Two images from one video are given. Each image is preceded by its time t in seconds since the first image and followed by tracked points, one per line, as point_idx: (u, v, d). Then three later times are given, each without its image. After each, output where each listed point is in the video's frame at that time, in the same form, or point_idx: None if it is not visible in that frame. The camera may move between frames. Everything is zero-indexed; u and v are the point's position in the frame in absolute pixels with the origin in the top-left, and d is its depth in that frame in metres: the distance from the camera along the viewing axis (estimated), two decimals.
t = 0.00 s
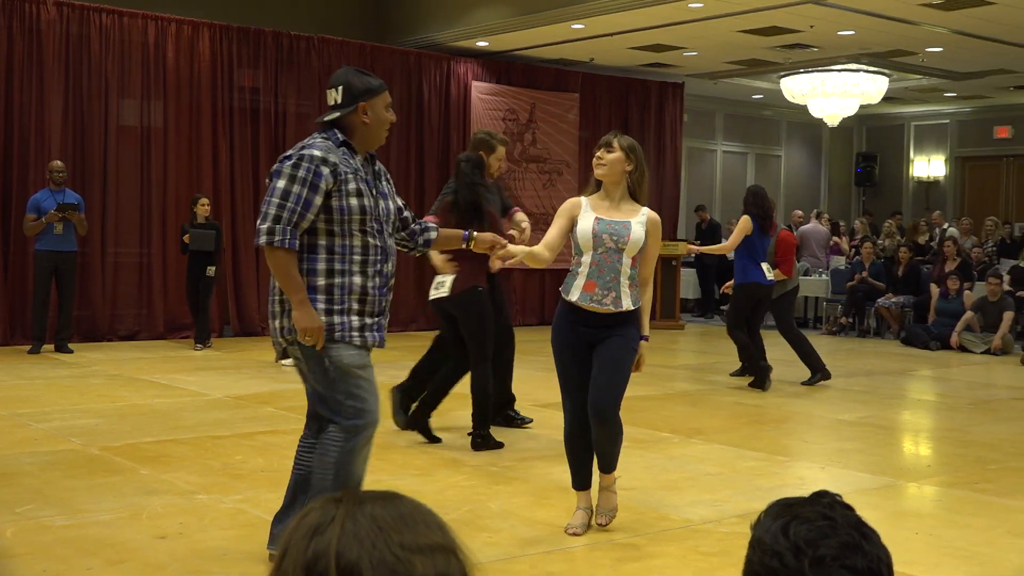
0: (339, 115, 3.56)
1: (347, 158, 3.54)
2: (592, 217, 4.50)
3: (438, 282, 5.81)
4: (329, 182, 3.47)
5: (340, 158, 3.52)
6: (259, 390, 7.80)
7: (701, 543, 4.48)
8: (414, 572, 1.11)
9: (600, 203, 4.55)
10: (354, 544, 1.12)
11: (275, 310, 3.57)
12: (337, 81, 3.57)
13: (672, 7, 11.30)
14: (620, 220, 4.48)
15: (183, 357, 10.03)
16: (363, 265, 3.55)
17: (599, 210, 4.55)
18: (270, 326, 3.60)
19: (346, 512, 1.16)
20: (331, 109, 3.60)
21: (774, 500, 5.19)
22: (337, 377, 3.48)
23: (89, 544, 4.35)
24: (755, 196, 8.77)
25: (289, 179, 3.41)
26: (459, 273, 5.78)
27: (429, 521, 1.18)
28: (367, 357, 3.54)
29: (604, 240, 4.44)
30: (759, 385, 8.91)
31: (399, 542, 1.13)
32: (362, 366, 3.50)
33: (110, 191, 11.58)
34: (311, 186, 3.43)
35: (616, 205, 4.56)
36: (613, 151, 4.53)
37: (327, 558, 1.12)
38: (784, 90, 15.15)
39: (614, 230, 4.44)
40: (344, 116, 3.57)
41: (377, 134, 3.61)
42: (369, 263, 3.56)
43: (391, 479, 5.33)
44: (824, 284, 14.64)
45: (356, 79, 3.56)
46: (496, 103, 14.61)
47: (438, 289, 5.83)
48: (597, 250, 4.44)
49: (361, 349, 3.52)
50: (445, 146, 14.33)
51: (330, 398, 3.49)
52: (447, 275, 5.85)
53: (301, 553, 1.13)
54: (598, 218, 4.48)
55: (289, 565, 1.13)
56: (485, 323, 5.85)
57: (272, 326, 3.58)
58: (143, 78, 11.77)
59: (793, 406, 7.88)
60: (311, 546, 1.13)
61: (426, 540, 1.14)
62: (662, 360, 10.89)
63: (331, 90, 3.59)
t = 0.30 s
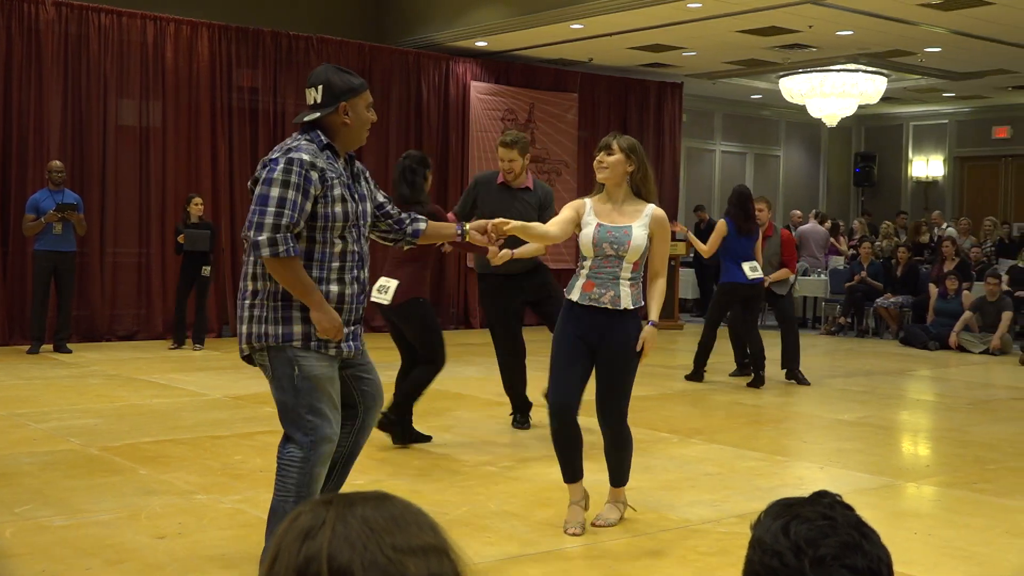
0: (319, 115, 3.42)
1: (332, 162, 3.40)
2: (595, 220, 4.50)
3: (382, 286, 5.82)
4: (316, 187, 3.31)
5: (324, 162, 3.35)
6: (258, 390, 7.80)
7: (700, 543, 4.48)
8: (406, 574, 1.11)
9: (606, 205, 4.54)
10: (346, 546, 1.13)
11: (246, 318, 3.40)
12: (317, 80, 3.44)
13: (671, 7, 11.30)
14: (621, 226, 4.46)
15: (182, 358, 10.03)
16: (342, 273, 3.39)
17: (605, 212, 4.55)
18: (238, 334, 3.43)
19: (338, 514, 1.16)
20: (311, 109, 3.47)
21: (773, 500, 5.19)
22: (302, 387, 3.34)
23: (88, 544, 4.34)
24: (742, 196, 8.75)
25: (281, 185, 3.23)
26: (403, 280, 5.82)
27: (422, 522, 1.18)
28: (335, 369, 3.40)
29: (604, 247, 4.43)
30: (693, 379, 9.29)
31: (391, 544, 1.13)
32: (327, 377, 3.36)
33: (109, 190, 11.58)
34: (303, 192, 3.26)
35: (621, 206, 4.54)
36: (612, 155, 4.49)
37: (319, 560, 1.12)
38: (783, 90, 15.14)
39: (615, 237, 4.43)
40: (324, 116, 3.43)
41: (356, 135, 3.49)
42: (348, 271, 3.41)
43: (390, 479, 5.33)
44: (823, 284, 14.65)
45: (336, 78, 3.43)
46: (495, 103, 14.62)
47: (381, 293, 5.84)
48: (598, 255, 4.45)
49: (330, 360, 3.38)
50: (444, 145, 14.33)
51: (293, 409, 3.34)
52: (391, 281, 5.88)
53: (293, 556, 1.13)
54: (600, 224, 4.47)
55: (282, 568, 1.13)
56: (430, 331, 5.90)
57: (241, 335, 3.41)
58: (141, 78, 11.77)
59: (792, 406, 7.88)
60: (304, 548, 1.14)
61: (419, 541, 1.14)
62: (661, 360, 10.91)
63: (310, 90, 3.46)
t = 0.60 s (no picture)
0: (315, 114, 3.42)
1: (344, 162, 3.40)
2: (567, 222, 4.44)
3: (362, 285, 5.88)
4: (342, 191, 3.32)
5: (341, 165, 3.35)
6: (257, 390, 7.81)
7: (700, 543, 4.48)
8: (416, 572, 1.11)
9: (578, 206, 4.49)
10: (356, 543, 1.13)
11: (263, 319, 3.35)
12: (312, 79, 3.44)
13: (670, 7, 11.30)
14: (593, 226, 4.39)
15: (182, 357, 10.03)
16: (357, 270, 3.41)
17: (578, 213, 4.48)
18: (252, 335, 3.37)
19: (348, 511, 1.16)
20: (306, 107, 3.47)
21: (772, 500, 5.19)
22: (323, 388, 3.36)
23: (87, 544, 4.34)
24: (725, 194, 8.88)
25: (321, 191, 3.23)
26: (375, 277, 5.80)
27: (431, 520, 1.18)
28: (348, 369, 3.45)
29: (575, 249, 4.37)
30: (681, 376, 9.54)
31: (401, 542, 1.13)
32: (347, 377, 3.40)
33: (109, 190, 11.58)
34: (338, 193, 3.27)
35: (594, 206, 4.48)
36: (582, 155, 4.49)
37: (330, 557, 1.13)
38: (783, 90, 15.15)
39: (586, 238, 4.36)
40: (319, 115, 3.43)
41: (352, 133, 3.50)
42: (361, 268, 3.42)
43: (389, 479, 5.33)
44: (823, 283, 14.64)
45: (332, 76, 3.43)
46: (494, 103, 14.62)
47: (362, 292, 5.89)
48: (569, 258, 4.39)
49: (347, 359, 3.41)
50: (444, 145, 14.32)
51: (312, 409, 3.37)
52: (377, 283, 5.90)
53: (304, 552, 1.14)
54: (571, 224, 4.41)
55: (291, 566, 1.13)
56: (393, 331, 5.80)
57: (257, 336, 3.36)
58: (140, 78, 11.76)
59: (790, 406, 7.88)
60: (314, 546, 1.14)
61: (429, 540, 1.14)
62: (660, 360, 10.91)
63: (306, 88, 3.46)
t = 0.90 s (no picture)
0: (333, 117, 3.56)
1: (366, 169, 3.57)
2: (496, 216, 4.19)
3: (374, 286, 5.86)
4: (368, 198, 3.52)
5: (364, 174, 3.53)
6: (255, 390, 7.81)
7: (699, 543, 4.48)
8: (417, 572, 1.11)
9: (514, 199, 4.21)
10: (357, 543, 1.13)
11: (290, 316, 3.53)
12: (334, 84, 3.59)
13: (670, 7, 11.31)
14: (509, 217, 4.11)
15: (181, 358, 10.03)
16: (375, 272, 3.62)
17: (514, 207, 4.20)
18: (280, 331, 3.55)
19: (350, 512, 1.16)
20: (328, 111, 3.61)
21: (771, 501, 5.20)
22: (357, 372, 3.52)
23: (86, 544, 4.34)
24: (711, 194, 9.00)
25: (352, 200, 3.42)
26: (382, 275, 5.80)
27: (431, 520, 1.18)
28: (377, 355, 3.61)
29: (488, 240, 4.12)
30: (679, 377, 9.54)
31: (403, 542, 1.13)
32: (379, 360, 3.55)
33: (108, 190, 11.57)
34: (366, 201, 3.47)
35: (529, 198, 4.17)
36: (518, 149, 4.21)
37: (330, 556, 1.12)
38: (782, 90, 15.16)
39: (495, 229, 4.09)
40: (339, 118, 3.58)
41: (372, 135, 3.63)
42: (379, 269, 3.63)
43: (389, 479, 5.33)
44: (822, 283, 14.62)
45: (357, 82, 3.57)
46: (494, 103, 14.61)
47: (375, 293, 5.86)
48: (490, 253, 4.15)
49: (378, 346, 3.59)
50: (443, 145, 14.33)
51: (352, 392, 3.52)
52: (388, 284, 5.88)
53: (304, 551, 1.13)
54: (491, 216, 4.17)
55: (293, 565, 1.13)
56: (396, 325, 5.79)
57: (286, 332, 3.54)
58: (140, 78, 11.76)
59: (790, 406, 7.88)
60: (315, 544, 1.14)
61: (430, 539, 1.14)
62: (659, 360, 10.91)
63: (328, 92, 3.60)
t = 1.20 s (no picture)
0: (369, 130, 3.58)
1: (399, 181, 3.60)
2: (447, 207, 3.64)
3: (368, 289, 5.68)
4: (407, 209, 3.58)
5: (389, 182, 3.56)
6: (253, 390, 7.80)
7: (699, 543, 4.48)
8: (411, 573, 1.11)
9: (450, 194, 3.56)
10: (351, 545, 1.12)
11: (338, 329, 3.60)
12: (372, 97, 3.59)
13: (669, 7, 11.31)
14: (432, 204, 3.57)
15: (179, 358, 10.03)
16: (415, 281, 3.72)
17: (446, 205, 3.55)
18: (326, 343, 3.62)
19: (341, 514, 1.16)
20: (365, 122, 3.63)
21: (770, 501, 5.20)
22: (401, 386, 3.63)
23: (84, 545, 4.34)
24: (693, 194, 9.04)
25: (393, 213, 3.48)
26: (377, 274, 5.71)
27: (425, 521, 1.18)
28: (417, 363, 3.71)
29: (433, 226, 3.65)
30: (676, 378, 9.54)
31: (395, 543, 1.13)
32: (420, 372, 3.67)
33: (106, 190, 11.57)
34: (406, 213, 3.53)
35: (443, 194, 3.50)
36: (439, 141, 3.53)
37: (324, 559, 1.12)
38: (780, 91, 15.17)
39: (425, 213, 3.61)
40: (374, 132, 3.60)
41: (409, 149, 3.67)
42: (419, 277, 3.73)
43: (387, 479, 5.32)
44: (820, 283, 14.65)
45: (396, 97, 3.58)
46: (491, 103, 14.61)
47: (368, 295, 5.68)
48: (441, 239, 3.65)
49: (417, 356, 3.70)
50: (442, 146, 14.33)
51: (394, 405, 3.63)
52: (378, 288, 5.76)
53: (297, 555, 1.13)
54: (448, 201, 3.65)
55: (285, 567, 1.12)
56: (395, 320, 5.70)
57: (331, 344, 3.61)
58: (138, 78, 11.76)
59: (788, 406, 7.88)
60: (307, 546, 1.13)
61: (422, 540, 1.14)
62: (657, 360, 10.92)
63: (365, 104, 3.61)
